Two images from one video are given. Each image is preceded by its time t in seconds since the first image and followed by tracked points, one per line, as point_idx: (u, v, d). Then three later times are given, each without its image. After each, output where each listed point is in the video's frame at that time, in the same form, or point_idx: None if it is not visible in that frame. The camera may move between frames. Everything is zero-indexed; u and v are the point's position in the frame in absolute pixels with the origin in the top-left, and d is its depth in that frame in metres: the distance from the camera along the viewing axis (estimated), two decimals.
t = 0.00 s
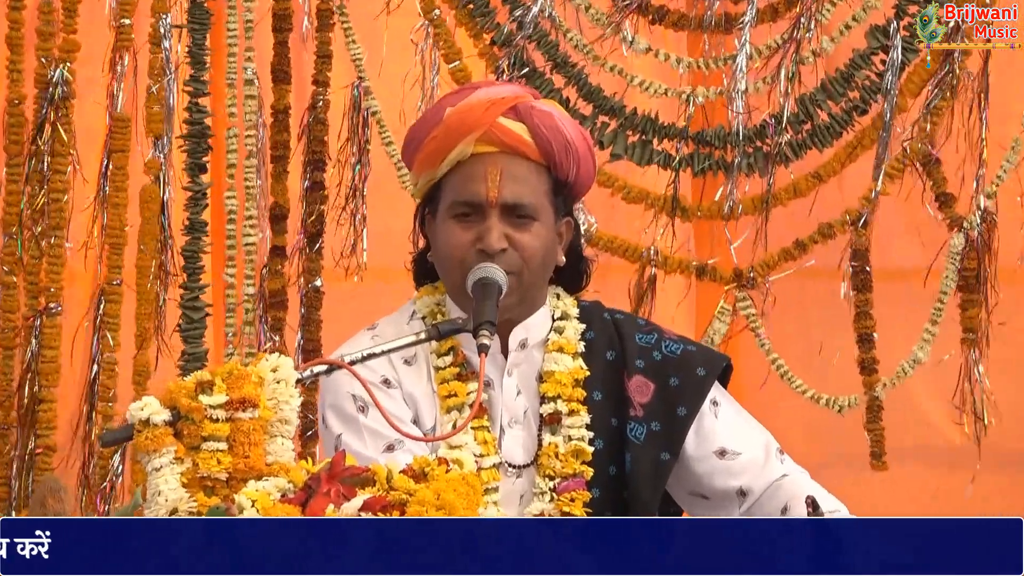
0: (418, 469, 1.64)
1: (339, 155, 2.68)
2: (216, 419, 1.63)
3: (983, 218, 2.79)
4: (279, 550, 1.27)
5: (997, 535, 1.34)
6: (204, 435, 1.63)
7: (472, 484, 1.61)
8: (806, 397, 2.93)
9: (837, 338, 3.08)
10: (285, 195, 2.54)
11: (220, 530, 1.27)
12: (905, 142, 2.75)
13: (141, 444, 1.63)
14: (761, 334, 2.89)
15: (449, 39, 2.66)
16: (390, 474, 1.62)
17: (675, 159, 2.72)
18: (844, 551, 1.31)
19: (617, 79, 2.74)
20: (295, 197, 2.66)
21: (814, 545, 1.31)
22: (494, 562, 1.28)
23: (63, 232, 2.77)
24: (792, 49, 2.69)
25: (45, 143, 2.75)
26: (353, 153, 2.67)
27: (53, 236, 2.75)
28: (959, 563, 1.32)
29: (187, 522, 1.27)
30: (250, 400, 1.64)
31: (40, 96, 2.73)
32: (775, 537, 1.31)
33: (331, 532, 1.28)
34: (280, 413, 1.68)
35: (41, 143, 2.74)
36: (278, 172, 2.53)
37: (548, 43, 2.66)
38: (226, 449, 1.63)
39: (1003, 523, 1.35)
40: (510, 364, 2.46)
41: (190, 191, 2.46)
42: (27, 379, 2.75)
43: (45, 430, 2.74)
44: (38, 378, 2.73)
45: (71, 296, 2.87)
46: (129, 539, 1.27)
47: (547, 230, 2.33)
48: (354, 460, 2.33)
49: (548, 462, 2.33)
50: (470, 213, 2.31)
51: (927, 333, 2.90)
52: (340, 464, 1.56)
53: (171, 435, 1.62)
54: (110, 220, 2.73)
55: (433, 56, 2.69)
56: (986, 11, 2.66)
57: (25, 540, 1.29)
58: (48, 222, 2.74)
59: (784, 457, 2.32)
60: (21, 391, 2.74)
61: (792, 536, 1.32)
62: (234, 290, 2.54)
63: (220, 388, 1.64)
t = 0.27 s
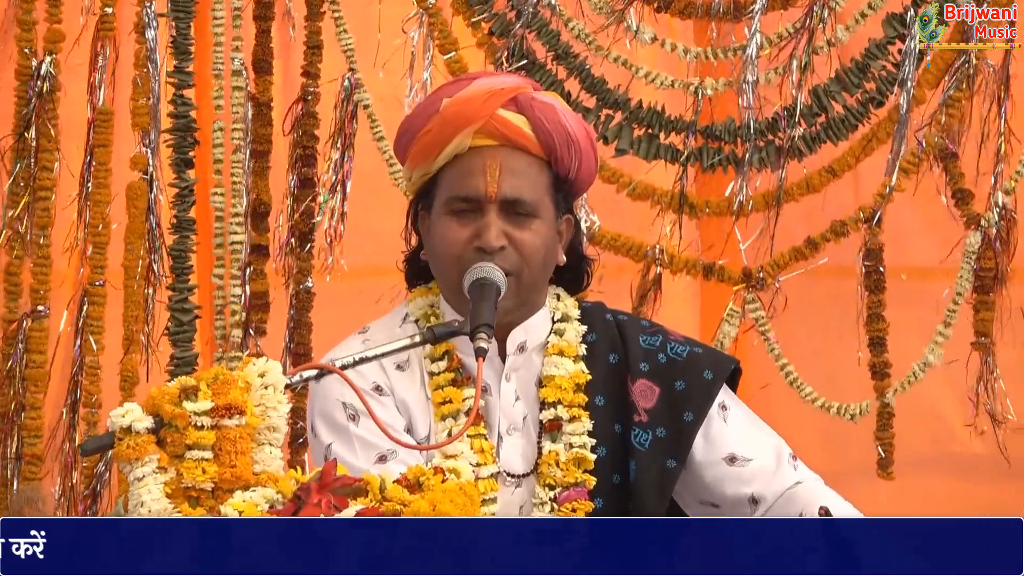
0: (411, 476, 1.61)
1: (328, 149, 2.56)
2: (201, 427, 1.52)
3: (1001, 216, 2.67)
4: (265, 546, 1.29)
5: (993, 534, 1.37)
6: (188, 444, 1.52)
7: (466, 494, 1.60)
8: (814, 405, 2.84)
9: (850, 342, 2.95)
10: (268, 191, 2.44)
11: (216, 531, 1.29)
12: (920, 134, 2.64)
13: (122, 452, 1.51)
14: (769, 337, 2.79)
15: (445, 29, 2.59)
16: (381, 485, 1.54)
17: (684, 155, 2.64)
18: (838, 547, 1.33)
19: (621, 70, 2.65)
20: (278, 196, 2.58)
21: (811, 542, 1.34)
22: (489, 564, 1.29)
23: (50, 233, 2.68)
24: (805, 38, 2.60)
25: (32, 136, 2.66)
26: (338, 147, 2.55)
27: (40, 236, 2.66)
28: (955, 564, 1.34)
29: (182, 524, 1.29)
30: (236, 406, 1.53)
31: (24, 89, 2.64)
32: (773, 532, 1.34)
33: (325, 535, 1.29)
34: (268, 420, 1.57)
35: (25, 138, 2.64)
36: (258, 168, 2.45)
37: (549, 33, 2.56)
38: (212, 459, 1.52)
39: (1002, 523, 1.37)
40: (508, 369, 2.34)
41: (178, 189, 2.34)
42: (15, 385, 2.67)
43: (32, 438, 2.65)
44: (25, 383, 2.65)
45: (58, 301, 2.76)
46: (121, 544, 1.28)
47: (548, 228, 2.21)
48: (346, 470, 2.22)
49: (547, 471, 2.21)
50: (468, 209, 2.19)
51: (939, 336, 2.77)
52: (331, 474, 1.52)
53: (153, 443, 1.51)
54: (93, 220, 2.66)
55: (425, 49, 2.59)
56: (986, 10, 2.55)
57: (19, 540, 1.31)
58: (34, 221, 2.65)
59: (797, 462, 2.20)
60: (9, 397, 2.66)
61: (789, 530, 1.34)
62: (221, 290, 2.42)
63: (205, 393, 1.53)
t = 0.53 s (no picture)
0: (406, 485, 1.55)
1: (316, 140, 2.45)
2: (185, 434, 1.56)
3: (1014, 211, 2.56)
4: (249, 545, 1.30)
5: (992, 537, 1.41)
6: (171, 450, 1.55)
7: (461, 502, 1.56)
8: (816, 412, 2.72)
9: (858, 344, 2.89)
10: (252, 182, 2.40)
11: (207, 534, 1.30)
12: (933, 123, 2.52)
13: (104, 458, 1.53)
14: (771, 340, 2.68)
15: (438, 17, 2.48)
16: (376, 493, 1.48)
17: (691, 148, 2.53)
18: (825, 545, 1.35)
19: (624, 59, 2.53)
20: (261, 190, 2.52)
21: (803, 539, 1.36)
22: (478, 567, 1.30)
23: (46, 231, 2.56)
24: (818, 26, 2.51)
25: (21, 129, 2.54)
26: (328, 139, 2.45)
27: (35, 235, 2.53)
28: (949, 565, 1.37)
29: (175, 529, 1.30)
30: (221, 413, 1.57)
31: (10, 81, 2.52)
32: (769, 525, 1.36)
33: (316, 540, 1.30)
34: (254, 427, 1.62)
35: (12, 132, 2.52)
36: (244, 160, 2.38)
37: (550, 21, 2.46)
38: (196, 466, 1.56)
39: (1002, 523, 1.41)
40: (506, 374, 2.24)
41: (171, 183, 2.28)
42: (17, 391, 2.56)
43: (36, 446, 2.53)
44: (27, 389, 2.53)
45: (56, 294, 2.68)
46: (116, 547, 1.29)
47: (544, 224, 2.11)
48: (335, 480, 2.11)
49: (550, 482, 2.11)
50: (460, 207, 2.09)
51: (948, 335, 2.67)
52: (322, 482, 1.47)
53: (136, 450, 1.54)
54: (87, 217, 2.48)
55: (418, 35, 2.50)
56: (987, 10, 2.45)
57: (14, 540, 1.33)
58: (28, 220, 2.53)
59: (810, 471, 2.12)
60: (11, 404, 2.55)
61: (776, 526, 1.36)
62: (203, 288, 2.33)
63: (189, 398, 1.58)
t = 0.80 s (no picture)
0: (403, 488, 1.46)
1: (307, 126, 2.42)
2: (171, 432, 1.44)
3: None
4: (244, 542, 1.21)
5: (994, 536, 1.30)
6: (157, 450, 1.44)
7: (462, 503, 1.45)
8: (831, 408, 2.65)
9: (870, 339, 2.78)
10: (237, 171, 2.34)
11: (203, 531, 1.20)
12: (950, 109, 2.47)
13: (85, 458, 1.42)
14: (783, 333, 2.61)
15: None
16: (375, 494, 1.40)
17: (698, 135, 2.49)
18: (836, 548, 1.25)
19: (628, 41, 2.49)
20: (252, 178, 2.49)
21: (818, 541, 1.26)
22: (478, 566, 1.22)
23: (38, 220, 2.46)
24: (830, 7, 2.45)
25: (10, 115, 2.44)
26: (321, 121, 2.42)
27: (25, 225, 2.44)
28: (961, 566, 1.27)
29: (170, 525, 1.20)
30: (209, 410, 1.46)
31: None
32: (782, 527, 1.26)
33: (315, 540, 1.21)
34: (244, 425, 1.51)
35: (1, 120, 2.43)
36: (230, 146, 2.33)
37: (551, 3, 2.41)
38: (183, 466, 1.45)
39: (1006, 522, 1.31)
40: (509, 366, 2.12)
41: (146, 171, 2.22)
42: (10, 387, 2.47)
43: (36, 444, 2.48)
44: (22, 385, 2.46)
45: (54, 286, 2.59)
46: (110, 544, 1.20)
47: (547, 205, 2.02)
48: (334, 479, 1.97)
49: (554, 480, 2.00)
50: (459, 186, 1.99)
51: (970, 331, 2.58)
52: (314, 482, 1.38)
53: (120, 450, 1.42)
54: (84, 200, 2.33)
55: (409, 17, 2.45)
56: (986, 10, 2.41)
57: (10, 539, 1.22)
58: (18, 210, 2.43)
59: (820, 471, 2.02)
60: (5, 400, 2.46)
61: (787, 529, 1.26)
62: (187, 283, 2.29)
63: (175, 396, 1.46)
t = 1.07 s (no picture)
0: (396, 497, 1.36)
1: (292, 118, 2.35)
2: (152, 439, 1.34)
3: None
4: (236, 547, 1.20)
5: (1002, 535, 1.30)
6: (136, 458, 1.33)
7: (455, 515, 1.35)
8: (851, 413, 2.53)
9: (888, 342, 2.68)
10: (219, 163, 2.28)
11: (198, 533, 1.20)
12: (973, 100, 2.36)
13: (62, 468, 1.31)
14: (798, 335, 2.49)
15: None
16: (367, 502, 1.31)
17: (703, 126, 2.38)
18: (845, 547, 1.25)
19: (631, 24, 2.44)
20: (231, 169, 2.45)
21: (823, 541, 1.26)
22: (477, 574, 1.21)
23: (18, 216, 2.35)
24: None
25: None
26: (303, 111, 2.36)
27: (6, 221, 2.32)
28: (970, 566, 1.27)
29: (165, 528, 1.20)
30: (192, 415, 1.36)
31: None
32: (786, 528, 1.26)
33: (307, 549, 1.21)
34: (228, 431, 1.40)
35: None
36: (208, 139, 2.27)
37: None
38: (164, 475, 1.34)
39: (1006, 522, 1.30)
40: (510, 372, 2.01)
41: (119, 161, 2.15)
42: None
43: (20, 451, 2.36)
44: (5, 390, 2.33)
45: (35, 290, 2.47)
46: (104, 548, 1.20)
47: (550, 211, 1.90)
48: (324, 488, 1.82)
49: (559, 489, 1.88)
50: (456, 191, 1.87)
51: (997, 334, 2.48)
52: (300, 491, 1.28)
53: (98, 457, 1.32)
54: (60, 200, 2.24)
55: None
56: (989, 10, 2.30)
57: (6, 540, 1.22)
58: None
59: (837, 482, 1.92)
60: None
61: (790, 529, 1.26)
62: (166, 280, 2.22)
63: (155, 399, 1.36)
